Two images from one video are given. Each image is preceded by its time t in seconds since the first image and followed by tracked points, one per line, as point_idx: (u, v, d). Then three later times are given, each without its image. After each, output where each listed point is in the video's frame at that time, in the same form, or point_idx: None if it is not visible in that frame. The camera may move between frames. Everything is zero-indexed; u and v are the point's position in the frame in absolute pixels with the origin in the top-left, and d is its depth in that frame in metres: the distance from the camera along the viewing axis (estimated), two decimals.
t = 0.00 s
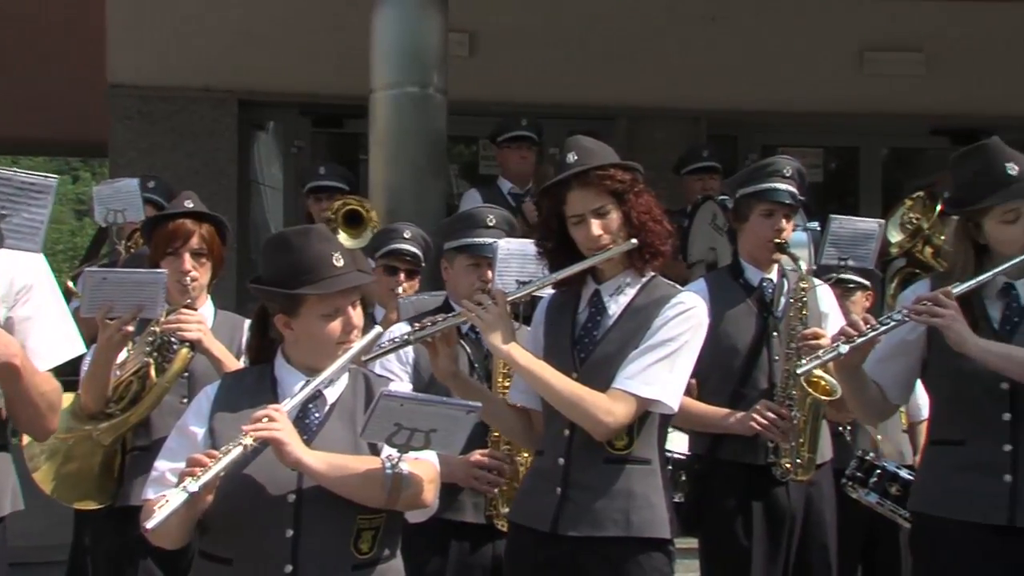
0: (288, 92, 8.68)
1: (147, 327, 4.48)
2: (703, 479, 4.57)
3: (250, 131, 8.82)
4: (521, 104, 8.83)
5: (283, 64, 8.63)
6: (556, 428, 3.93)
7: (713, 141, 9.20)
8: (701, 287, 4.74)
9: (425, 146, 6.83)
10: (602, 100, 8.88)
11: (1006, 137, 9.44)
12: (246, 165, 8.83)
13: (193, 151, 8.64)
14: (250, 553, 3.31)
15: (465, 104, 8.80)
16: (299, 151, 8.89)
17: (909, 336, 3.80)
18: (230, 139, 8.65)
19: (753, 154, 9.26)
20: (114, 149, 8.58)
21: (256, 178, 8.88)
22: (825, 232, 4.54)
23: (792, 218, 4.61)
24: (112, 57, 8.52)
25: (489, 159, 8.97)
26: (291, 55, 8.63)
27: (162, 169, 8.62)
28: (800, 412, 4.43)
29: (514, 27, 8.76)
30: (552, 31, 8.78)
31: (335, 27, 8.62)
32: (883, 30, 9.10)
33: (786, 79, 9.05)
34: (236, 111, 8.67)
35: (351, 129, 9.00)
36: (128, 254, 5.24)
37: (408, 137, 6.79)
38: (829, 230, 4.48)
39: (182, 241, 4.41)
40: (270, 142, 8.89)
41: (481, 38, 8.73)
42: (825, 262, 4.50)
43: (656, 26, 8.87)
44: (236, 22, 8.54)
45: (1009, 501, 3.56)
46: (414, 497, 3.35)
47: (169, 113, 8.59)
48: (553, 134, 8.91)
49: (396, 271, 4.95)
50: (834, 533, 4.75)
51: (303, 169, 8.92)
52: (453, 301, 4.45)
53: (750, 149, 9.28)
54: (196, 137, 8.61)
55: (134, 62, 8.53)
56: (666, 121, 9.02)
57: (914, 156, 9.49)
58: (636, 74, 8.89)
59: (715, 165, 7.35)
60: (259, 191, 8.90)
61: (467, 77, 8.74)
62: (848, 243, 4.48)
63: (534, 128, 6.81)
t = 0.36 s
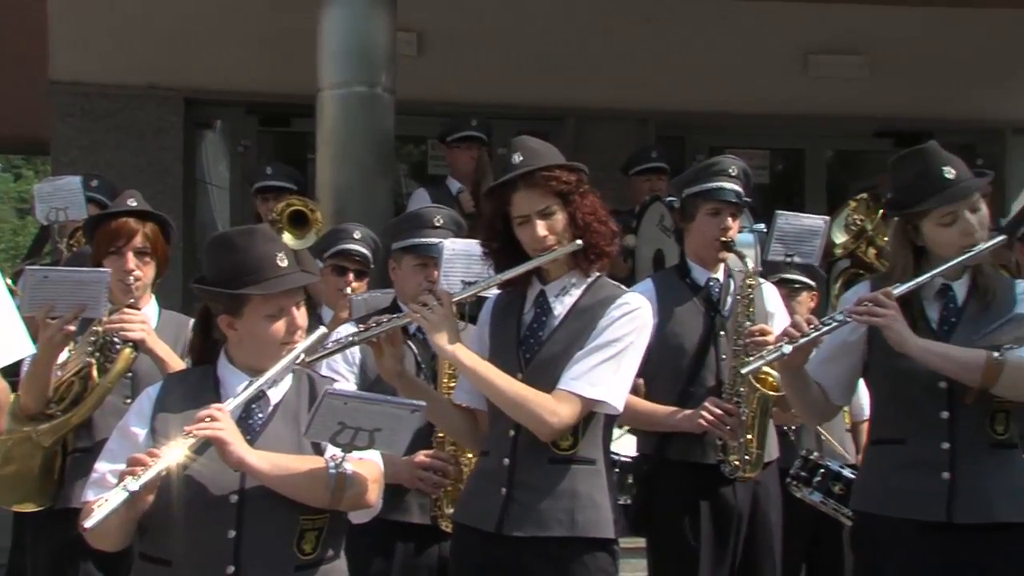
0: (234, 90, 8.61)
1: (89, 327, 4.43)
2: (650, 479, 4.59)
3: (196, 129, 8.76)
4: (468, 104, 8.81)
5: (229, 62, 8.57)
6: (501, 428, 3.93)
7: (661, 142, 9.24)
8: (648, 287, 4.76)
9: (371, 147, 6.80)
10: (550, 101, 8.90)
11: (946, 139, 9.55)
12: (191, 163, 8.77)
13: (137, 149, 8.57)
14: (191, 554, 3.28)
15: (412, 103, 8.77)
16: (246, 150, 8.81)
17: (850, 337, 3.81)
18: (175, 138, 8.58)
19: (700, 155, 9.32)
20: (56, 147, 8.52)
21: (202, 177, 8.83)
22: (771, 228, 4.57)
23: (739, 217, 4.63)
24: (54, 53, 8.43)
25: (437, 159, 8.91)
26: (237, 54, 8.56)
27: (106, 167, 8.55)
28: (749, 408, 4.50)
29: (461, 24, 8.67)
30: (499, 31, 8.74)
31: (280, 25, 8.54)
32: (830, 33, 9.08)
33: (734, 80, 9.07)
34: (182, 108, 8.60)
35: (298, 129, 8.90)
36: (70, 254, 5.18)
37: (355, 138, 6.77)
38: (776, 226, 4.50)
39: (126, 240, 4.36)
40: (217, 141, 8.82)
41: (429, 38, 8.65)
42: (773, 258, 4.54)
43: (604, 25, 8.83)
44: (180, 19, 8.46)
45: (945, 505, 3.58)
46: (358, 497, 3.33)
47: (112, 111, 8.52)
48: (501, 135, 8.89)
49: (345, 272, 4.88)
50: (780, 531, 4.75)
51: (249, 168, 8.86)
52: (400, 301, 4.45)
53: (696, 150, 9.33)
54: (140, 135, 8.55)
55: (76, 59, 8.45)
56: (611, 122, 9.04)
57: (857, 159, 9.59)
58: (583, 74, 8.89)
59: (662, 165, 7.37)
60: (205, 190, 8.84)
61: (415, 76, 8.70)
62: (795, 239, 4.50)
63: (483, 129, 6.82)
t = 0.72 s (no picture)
0: (172, 88, 8.51)
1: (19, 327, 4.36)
2: (589, 478, 4.59)
3: (133, 127, 8.64)
4: (411, 104, 8.66)
5: (167, 61, 8.48)
6: (438, 428, 3.89)
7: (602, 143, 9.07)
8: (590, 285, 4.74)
9: (313, 141, 6.78)
10: (491, 100, 8.78)
11: (881, 143, 9.48)
12: (127, 162, 8.68)
13: (71, 147, 8.50)
14: (122, 556, 3.23)
15: (351, 103, 8.61)
16: (184, 149, 8.72)
17: (786, 337, 3.83)
18: (112, 136, 8.51)
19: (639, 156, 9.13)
20: None
21: (138, 177, 8.75)
22: (709, 228, 4.57)
23: (678, 218, 4.67)
24: None
25: (377, 159, 8.79)
26: (174, 52, 8.49)
27: (40, 165, 8.48)
28: (687, 409, 4.52)
29: (400, 23, 8.64)
30: (440, 32, 8.69)
31: (219, 21, 8.50)
32: (768, 34, 9.18)
33: (675, 82, 9.07)
34: (118, 106, 8.48)
35: (237, 127, 8.82)
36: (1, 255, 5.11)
37: (294, 138, 6.74)
38: (714, 226, 4.51)
39: (57, 239, 4.31)
40: (154, 139, 8.73)
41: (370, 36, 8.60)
42: (711, 257, 4.55)
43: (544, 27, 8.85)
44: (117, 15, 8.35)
45: (876, 500, 3.61)
46: (292, 498, 3.29)
47: (45, 108, 8.41)
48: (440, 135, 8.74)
49: (284, 272, 4.82)
50: (717, 533, 4.76)
51: (187, 168, 8.79)
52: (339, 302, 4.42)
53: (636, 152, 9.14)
54: (75, 134, 8.47)
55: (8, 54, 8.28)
56: (553, 123, 8.91)
57: (798, 160, 9.47)
58: (524, 76, 8.84)
59: (601, 165, 7.40)
60: (141, 189, 8.76)
61: (357, 77, 8.59)
62: (732, 239, 4.51)
63: (425, 129, 6.80)
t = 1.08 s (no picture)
0: (99, 84, 8.39)
1: None
2: (520, 478, 4.61)
3: (58, 124, 8.50)
4: (342, 102, 8.63)
5: (93, 57, 8.34)
6: (368, 428, 3.85)
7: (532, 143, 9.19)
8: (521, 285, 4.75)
9: (243, 137, 6.73)
10: (423, 101, 8.77)
11: (809, 144, 9.66)
12: (52, 160, 8.55)
13: None
14: (40, 560, 3.18)
15: (283, 102, 8.58)
16: (110, 145, 8.63)
17: (714, 337, 3.88)
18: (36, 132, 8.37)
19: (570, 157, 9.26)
20: None
21: (63, 174, 8.62)
22: (640, 230, 4.62)
23: (609, 217, 4.70)
24: None
25: (309, 158, 8.80)
26: (101, 48, 8.35)
27: None
28: (618, 409, 4.53)
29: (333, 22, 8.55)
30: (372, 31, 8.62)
31: (145, 18, 8.38)
32: (697, 38, 9.22)
33: (608, 84, 9.11)
34: (43, 102, 8.35)
35: (165, 125, 8.77)
36: None
37: (223, 136, 6.68)
38: (646, 228, 4.56)
39: None
40: (81, 136, 8.61)
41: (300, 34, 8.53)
42: (642, 259, 4.58)
43: (479, 27, 8.81)
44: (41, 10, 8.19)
45: (803, 500, 3.65)
46: (216, 497, 3.26)
47: None
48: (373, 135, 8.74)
49: (212, 273, 4.75)
50: (648, 531, 4.80)
51: (114, 165, 8.68)
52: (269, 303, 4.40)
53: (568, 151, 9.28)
54: None
55: None
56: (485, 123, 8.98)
57: (726, 162, 9.67)
58: (458, 76, 8.82)
59: (533, 165, 7.42)
60: (67, 186, 8.63)
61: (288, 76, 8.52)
62: (663, 240, 4.57)
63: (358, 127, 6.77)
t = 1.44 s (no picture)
0: (29, 81, 8.24)
1: None
2: (455, 478, 4.59)
3: None
4: (278, 101, 8.57)
5: (24, 53, 8.22)
6: (305, 429, 3.71)
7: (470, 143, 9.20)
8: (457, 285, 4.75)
9: (176, 135, 6.67)
10: (360, 100, 8.71)
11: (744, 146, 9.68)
12: None
13: None
14: None
15: (217, 99, 8.53)
16: (41, 143, 8.50)
17: (649, 336, 3.90)
18: None
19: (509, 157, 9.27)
20: None
21: None
22: (575, 232, 4.64)
23: (547, 218, 4.71)
24: None
25: (245, 156, 8.68)
26: (33, 44, 8.24)
27: None
28: (551, 410, 4.57)
29: (268, 20, 8.53)
30: (309, 29, 8.58)
31: (78, 15, 8.30)
32: (633, 40, 9.30)
33: (546, 84, 9.13)
34: None
35: (98, 122, 8.65)
36: None
37: (156, 133, 6.62)
38: (581, 231, 4.58)
39: None
40: (9, 133, 8.44)
41: (236, 32, 8.48)
42: (576, 261, 4.60)
43: (416, 26, 8.78)
44: None
45: (733, 499, 3.68)
46: (146, 498, 3.23)
47: None
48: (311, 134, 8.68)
49: (144, 273, 4.69)
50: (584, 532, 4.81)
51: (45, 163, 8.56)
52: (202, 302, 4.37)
53: (507, 151, 9.29)
54: None
55: None
56: (423, 123, 8.93)
57: (664, 162, 9.68)
58: (396, 75, 8.78)
59: (472, 166, 7.41)
60: None
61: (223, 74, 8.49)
62: (598, 243, 4.59)
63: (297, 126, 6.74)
